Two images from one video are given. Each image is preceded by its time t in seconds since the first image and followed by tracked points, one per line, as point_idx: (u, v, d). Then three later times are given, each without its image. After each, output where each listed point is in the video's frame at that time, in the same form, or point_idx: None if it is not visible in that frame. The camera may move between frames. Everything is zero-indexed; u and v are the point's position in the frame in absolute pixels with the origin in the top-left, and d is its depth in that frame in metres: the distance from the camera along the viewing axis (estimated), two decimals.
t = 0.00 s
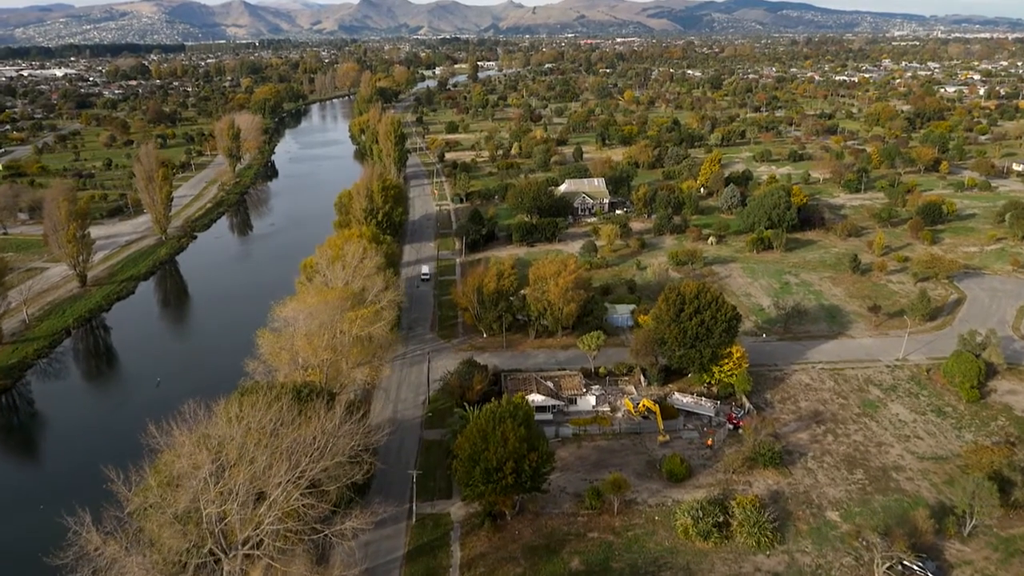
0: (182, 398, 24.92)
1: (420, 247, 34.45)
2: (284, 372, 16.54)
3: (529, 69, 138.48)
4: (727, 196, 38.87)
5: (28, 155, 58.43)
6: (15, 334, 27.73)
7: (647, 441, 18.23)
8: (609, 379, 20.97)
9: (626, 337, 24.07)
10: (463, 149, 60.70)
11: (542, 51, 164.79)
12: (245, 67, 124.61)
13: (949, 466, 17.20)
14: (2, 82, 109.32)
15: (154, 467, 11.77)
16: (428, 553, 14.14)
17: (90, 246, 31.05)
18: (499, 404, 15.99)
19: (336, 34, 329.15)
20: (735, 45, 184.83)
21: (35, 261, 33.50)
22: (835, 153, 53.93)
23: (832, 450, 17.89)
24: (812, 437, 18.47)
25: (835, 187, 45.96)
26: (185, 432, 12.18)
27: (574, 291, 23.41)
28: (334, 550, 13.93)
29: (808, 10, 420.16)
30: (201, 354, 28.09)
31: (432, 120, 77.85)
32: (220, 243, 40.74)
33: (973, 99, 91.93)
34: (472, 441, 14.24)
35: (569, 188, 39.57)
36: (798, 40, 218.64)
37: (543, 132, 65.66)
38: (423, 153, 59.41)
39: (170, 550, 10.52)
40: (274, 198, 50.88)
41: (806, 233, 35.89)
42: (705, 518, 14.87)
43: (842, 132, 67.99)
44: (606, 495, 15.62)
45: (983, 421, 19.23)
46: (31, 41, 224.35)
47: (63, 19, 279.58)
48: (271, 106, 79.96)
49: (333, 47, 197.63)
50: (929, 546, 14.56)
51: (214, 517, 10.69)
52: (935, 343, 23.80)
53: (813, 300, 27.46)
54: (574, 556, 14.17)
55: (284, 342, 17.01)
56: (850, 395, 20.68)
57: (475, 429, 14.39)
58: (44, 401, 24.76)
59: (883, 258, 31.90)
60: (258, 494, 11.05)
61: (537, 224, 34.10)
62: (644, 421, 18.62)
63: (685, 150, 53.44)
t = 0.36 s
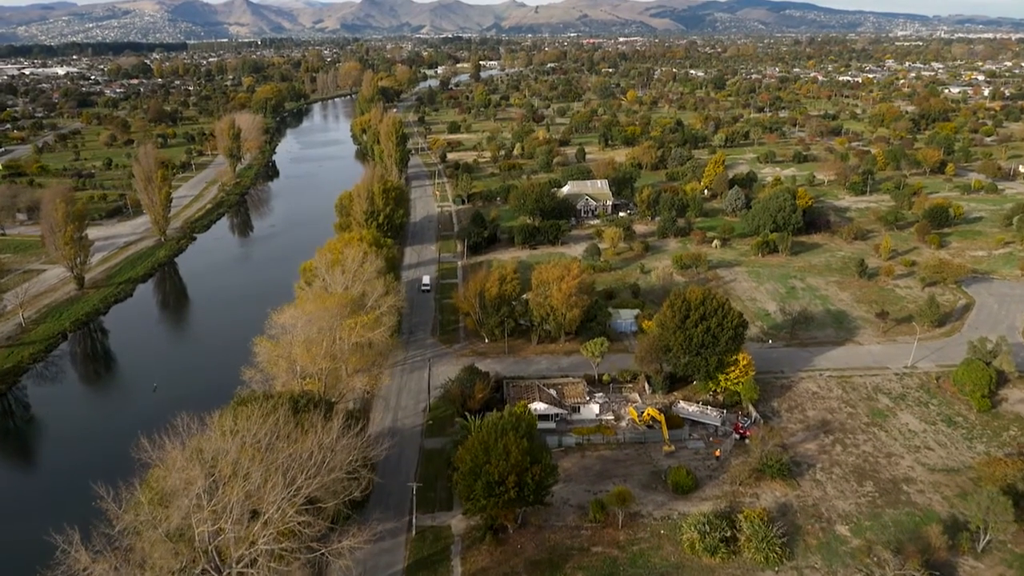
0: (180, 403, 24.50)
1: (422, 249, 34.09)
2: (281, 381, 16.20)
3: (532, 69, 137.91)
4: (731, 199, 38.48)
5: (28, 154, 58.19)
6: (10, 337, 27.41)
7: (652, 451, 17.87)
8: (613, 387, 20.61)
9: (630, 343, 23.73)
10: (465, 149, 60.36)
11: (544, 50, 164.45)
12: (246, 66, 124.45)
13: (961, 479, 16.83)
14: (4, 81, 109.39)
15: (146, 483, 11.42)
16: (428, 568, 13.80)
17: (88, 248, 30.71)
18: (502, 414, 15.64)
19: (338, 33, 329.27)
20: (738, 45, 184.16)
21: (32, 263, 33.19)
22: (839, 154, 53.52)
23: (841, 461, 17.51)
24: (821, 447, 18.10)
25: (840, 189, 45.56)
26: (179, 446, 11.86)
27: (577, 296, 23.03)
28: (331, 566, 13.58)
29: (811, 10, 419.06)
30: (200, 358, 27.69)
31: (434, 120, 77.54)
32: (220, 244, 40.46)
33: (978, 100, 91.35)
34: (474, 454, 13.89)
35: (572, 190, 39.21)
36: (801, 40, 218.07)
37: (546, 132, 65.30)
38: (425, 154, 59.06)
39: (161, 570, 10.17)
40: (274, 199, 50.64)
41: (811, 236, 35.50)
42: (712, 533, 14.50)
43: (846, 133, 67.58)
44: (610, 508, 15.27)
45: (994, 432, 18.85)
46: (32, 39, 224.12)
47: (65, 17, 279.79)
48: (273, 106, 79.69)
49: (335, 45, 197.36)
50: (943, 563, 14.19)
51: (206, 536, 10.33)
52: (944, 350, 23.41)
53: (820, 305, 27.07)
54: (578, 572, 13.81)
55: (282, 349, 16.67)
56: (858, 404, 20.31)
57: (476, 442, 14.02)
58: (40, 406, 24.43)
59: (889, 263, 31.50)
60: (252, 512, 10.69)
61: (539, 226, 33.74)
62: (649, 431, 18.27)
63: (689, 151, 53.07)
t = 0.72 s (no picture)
0: (179, 408, 24.04)
1: (424, 251, 33.77)
2: (280, 390, 15.89)
3: (534, 68, 137.42)
4: (736, 201, 38.08)
5: (29, 154, 57.94)
6: (7, 341, 27.12)
7: (658, 461, 17.50)
8: (618, 395, 20.27)
9: (634, 349, 23.38)
10: (468, 149, 60.01)
11: (547, 50, 164.13)
12: (248, 64, 124.25)
13: (974, 492, 16.46)
14: (6, 79, 109.36)
15: (139, 499, 11.11)
16: None
17: (86, 250, 30.40)
18: (504, 425, 15.32)
19: (341, 31, 329.59)
20: (742, 45, 183.36)
21: (31, 265, 32.88)
22: (844, 155, 53.07)
23: (851, 473, 17.13)
24: (830, 458, 17.72)
25: (846, 191, 45.12)
26: (172, 460, 11.56)
27: (581, 302, 22.67)
28: None
29: (814, 10, 417.88)
30: (199, 362, 27.25)
31: (436, 119, 77.17)
32: (221, 245, 40.18)
33: (983, 101, 90.71)
34: (476, 466, 13.55)
35: (575, 192, 38.83)
36: (804, 40, 217.32)
37: (548, 132, 64.90)
38: (427, 154, 58.70)
39: None
40: (276, 199, 50.41)
41: (817, 239, 35.09)
42: (720, 548, 14.13)
43: (851, 133, 67.11)
44: (616, 521, 14.93)
45: (1007, 442, 18.47)
46: (34, 38, 223.83)
47: (69, 15, 279.80)
48: (274, 105, 79.39)
49: (337, 44, 196.94)
50: None
51: (200, 556, 10.03)
52: (954, 357, 23.01)
53: (827, 310, 26.67)
54: None
55: (281, 358, 16.34)
56: (868, 412, 19.92)
57: (478, 455, 13.70)
58: (36, 411, 24.10)
59: (897, 267, 31.10)
60: (248, 532, 10.39)
61: (543, 229, 33.39)
62: (655, 440, 17.93)
63: (693, 152, 52.66)
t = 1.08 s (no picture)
0: (175, 415, 23.61)
1: (425, 253, 33.41)
2: (278, 399, 15.56)
3: (535, 67, 136.95)
4: (741, 202, 37.69)
5: (28, 153, 57.59)
6: (2, 344, 26.78)
7: (664, 471, 17.14)
8: (623, 402, 19.92)
9: (639, 354, 23.02)
10: (470, 149, 59.62)
11: (549, 49, 163.66)
12: (250, 63, 123.87)
13: (988, 504, 16.08)
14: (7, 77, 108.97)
15: (131, 517, 10.79)
16: None
17: (83, 251, 30.05)
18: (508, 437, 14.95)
19: (343, 30, 328.95)
20: (744, 44, 182.71)
21: (28, 267, 32.56)
22: (849, 156, 52.62)
23: (862, 484, 16.76)
24: (840, 468, 17.35)
25: (851, 193, 44.69)
26: (167, 476, 11.23)
27: (585, 306, 22.32)
28: None
29: (817, 8, 416.74)
30: (198, 367, 26.86)
31: (437, 118, 76.82)
32: (220, 246, 39.86)
33: (988, 100, 90.10)
34: (479, 480, 13.18)
35: (578, 193, 38.43)
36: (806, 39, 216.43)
37: (550, 132, 64.47)
38: (429, 154, 58.32)
39: None
40: (276, 199, 50.15)
41: (823, 242, 34.68)
42: (729, 564, 13.69)
43: (855, 134, 66.64)
44: (621, 534, 14.56)
45: (1022, 453, 18.07)
46: (36, 36, 223.48)
47: (70, 13, 279.10)
48: (275, 104, 79.02)
49: (339, 43, 196.77)
50: None
51: None
52: (965, 364, 22.61)
53: (834, 315, 26.27)
54: None
55: (279, 366, 15.98)
56: (878, 420, 19.54)
57: (481, 467, 13.38)
58: (32, 416, 23.77)
59: (905, 270, 30.68)
60: (242, 552, 10.08)
61: (545, 231, 33.03)
62: (661, 450, 17.58)
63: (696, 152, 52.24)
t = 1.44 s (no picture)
0: (172, 422, 23.18)
1: (426, 255, 33.05)
2: (277, 410, 15.21)
3: (537, 66, 136.46)
4: (746, 204, 37.30)
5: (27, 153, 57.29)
6: None
7: (671, 483, 16.78)
8: (628, 411, 19.55)
9: (644, 361, 22.67)
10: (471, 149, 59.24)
11: (550, 47, 163.22)
12: (251, 62, 123.58)
13: (1003, 518, 15.69)
14: (8, 76, 108.71)
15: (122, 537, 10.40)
16: None
17: (80, 254, 29.65)
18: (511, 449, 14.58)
19: (344, 28, 328.41)
20: (746, 43, 181.96)
21: (25, 269, 32.26)
22: (854, 157, 52.17)
23: (874, 496, 16.38)
24: (851, 480, 16.96)
25: (857, 194, 44.26)
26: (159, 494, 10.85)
27: (589, 312, 21.95)
28: None
29: (820, 7, 415.37)
30: (197, 372, 26.41)
31: (439, 118, 76.43)
32: (219, 248, 39.51)
33: (992, 100, 89.53)
34: (482, 495, 12.82)
35: (581, 195, 38.04)
36: (808, 38, 215.75)
37: (553, 132, 64.06)
38: (430, 154, 57.94)
39: None
40: (277, 199, 49.83)
41: (829, 245, 34.28)
42: None
43: (859, 134, 66.20)
44: (628, 550, 14.19)
45: None
46: (37, 34, 222.73)
47: (73, 11, 278.44)
48: (276, 103, 78.65)
49: (341, 41, 196.36)
50: None
51: None
52: (975, 371, 22.20)
53: (842, 320, 25.86)
54: None
55: (277, 375, 15.61)
56: (888, 430, 19.15)
57: (485, 482, 13.00)
58: (27, 422, 23.42)
59: (912, 274, 30.28)
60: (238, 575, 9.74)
61: (548, 233, 32.66)
62: (668, 460, 17.21)
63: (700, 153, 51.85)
